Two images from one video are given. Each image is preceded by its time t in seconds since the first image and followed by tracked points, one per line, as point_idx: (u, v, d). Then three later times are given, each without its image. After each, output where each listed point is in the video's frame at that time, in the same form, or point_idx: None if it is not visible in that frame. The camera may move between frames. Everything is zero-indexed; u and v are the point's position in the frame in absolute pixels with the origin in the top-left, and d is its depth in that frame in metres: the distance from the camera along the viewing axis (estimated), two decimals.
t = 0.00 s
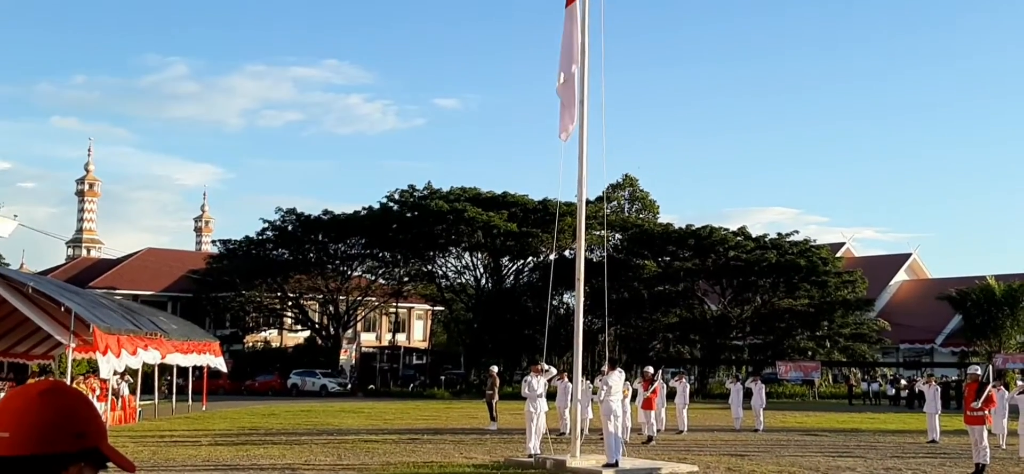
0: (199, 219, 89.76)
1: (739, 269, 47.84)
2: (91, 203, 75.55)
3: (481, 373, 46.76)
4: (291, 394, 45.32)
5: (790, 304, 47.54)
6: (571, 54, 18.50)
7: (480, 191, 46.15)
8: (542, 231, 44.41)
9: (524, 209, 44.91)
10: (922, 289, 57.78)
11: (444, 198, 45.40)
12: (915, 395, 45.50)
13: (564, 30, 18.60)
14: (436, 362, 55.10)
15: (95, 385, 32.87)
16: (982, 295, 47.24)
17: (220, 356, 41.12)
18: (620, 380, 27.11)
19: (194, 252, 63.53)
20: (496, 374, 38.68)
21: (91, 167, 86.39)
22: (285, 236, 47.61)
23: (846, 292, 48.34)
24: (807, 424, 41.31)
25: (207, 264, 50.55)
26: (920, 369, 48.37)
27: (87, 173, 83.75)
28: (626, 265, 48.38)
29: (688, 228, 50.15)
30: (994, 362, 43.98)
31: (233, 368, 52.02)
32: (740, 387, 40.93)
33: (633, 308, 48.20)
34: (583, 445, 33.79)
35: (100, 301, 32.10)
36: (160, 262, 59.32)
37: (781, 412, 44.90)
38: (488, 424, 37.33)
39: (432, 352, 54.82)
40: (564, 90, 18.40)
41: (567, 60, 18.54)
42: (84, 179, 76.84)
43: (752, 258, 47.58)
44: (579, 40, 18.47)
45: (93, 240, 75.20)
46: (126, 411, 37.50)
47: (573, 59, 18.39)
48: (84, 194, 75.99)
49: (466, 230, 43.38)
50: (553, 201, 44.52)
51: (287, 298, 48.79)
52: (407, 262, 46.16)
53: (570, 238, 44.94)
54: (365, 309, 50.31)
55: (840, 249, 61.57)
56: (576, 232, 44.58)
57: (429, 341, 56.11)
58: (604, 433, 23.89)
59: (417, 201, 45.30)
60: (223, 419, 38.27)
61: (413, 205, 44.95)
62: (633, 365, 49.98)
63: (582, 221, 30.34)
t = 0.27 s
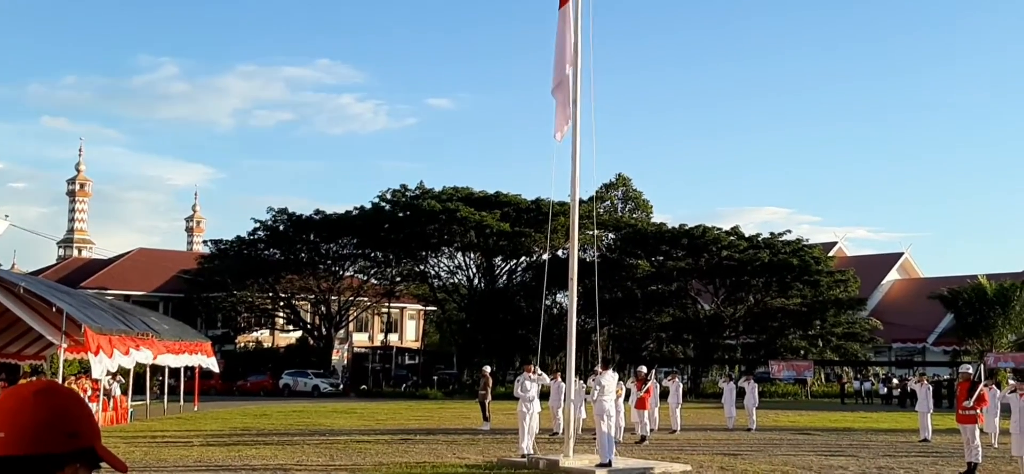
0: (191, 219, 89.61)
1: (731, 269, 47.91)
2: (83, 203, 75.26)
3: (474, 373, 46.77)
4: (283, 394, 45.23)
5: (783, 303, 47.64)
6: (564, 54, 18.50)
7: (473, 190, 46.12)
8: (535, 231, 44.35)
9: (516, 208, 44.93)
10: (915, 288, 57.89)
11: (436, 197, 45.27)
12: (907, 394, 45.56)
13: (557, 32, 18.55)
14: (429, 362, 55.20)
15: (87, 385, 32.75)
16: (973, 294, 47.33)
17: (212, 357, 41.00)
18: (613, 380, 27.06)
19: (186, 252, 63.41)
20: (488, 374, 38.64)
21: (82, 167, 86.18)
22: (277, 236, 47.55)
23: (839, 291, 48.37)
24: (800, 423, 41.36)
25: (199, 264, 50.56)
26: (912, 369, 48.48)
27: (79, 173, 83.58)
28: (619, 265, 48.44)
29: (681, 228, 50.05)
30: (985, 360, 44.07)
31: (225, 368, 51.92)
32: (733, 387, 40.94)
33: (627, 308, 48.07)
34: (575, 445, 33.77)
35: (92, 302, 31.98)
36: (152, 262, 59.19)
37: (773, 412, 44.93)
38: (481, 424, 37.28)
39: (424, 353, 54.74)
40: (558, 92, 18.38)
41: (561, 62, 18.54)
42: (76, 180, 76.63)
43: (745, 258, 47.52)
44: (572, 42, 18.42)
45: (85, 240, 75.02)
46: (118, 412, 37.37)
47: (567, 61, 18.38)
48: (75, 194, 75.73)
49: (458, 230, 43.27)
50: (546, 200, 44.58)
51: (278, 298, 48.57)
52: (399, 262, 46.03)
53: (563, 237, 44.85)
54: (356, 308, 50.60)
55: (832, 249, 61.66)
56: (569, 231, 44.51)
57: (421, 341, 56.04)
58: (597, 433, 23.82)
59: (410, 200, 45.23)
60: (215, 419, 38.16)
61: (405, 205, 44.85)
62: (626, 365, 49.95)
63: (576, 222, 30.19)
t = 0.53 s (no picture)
0: (142, 218, 88.51)
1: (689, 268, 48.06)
2: (32, 201, 74.07)
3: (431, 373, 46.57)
4: (237, 395, 44.67)
5: (740, 302, 48.01)
6: (524, 60, 18.36)
7: (430, 188, 45.83)
8: (493, 229, 44.28)
9: (474, 207, 44.65)
10: (869, 286, 58.42)
11: (393, 195, 44.92)
12: (862, 391, 45.94)
13: (515, 38, 18.44)
14: (385, 362, 54.87)
15: (36, 386, 32.05)
16: (927, 292, 47.81)
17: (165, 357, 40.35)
18: (572, 378, 26.87)
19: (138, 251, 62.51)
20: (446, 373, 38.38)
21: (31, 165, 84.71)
22: (231, 235, 46.90)
23: (794, 289, 48.66)
24: (757, 420, 41.55)
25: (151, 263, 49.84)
26: (867, 365, 48.94)
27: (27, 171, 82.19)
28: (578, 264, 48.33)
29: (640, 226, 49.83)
30: (939, 357, 44.55)
31: (177, 368, 51.13)
32: (691, 384, 41.03)
33: (585, 306, 48.11)
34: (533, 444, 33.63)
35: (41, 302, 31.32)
36: (103, 261, 58.27)
37: (730, 409, 45.11)
38: (438, 424, 37.00)
39: (380, 352, 54.39)
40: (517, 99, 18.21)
41: (522, 69, 18.38)
42: (24, 178, 75.30)
43: (703, 256, 47.54)
44: (531, 48, 18.29)
45: (34, 239, 73.73)
46: (68, 413, 36.65)
47: (526, 67, 18.23)
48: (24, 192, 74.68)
49: (415, 228, 43.06)
50: (503, 199, 44.44)
51: (232, 297, 48.28)
52: (355, 260, 45.72)
53: (521, 236, 44.52)
54: (311, 308, 50.12)
55: (789, 247, 62.11)
56: (527, 229, 44.34)
57: (378, 341, 55.67)
58: (556, 432, 23.60)
59: (366, 199, 44.83)
60: (167, 420, 37.55)
61: (361, 203, 44.43)
62: (585, 364, 49.88)
63: (534, 221, 30.06)
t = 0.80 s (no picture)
0: (104, 214, 87.60)
1: (657, 266, 48.02)
2: None
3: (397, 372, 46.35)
4: (199, 394, 44.19)
5: (706, 300, 48.20)
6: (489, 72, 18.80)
7: (396, 186, 45.49)
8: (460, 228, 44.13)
9: (440, 205, 44.40)
10: (835, 285, 58.71)
11: (358, 193, 44.50)
12: (828, 389, 46.16)
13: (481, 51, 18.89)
14: (350, 360, 54.41)
15: None
16: (893, 290, 48.01)
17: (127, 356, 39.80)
18: (539, 377, 26.65)
19: (99, 248, 61.75)
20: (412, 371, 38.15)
21: None
22: (193, 233, 46.15)
23: (761, 288, 48.80)
24: (724, 419, 41.65)
25: (112, 261, 48.92)
26: (832, 364, 49.08)
27: None
28: (545, 262, 48.38)
29: (608, 224, 49.76)
30: (904, 355, 44.85)
31: (139, 368, 50.86)
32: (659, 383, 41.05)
33: (552, 305, 48.16)
34: (500, 443, 33.50)
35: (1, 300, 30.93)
36: (64, 259, 57.51)
37: (697, 408, 45.14)
38: (404, 423, 36.75)
39: (345, 351, 54.04)
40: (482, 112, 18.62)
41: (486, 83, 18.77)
42: None
43: (671, 255, 47.57)
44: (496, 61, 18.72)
45: None
46: (28, 412, 36.04)
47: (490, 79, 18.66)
48: None
49: (381, 226, 42.81)
50: (470, 197, 44.09)
51: (195, 295, 47.84)
52: (320, 259, 45.25)
53: (489, 234, 44.30)
54: (275, 306, 49.83)
55: (755, 246, 62.37)
56: (495, 228, 44.07)
57: (343, 340, 55.33)
58: (522, 431, 23.32)
59: (330, 196, 44.40)
60: (129, 419, 37.05)
61: (326, 201, 44.01)
62: (552, 363, 49.69)
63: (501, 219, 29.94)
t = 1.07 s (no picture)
0: (77, 213, 86.92)
1: (634, 266, 48.05)
2: None
3: (373, 372, 46.12)
4: (173, 394, 43.97)
5: (684, 300, 48.20)
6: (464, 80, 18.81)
7: (372, 186, 45.46)
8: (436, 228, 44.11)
9: (417, 205, 44.40)
10: (811, 285, 59.06)
11: (334, 193, 44.38)
12: (804, 389, 46.38)
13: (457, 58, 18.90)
14: (326, 361, 53.83)
15: None
16: (868, 291, 48.38)
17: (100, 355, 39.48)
18: (516, 378, 26.54)
19: (72, 247, 61.29)
20: (388, 372, 38.06)
21: None
22: (168, 232, 45.78)
23: (737, 288, 49.01)
24: (700, 418, 41.80)
25: (85, 260, 48.58)
26: (808, 364, 49.29)
27: None
28: (522, 262, 48.53)
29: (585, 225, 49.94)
30: (879, 355, 45.14)
31: (113, 368, 50.51)
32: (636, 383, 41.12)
33: (529, 305, 48.41)
34: (477, 443, 33.48)
35: None
36: (37, 258, 57.07)
37: (674, 408, 45.24)
38: (380, 423, 36.64)
39: (321, 351, 53.88)
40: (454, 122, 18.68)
41: (459, 92, 18.79)
42: None
43: (647, 255, 47.71)
44: (471, 70, 18.73)
45: None
46: None
47: (465, 89, 18.70)
48: None
49: (357, 226, 42.75)
50: (447, 197, 44.18)
51: (170, 295, 47.56)
52: (295, 258, 45.04)
53: (465, 234, 44.39)
54: (251, 306, 49.48)
55: (731, 247, 62.62)
56: (471, 228, 44.16)
57: (319, 339, 55.15)
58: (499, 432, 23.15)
59: (306, 196, 44.22)
60: (103, 420, 36.76)
61: (301, 200, 43.86)
62: (529, 363, 49.68)
63: (478, 219, 29.86)
